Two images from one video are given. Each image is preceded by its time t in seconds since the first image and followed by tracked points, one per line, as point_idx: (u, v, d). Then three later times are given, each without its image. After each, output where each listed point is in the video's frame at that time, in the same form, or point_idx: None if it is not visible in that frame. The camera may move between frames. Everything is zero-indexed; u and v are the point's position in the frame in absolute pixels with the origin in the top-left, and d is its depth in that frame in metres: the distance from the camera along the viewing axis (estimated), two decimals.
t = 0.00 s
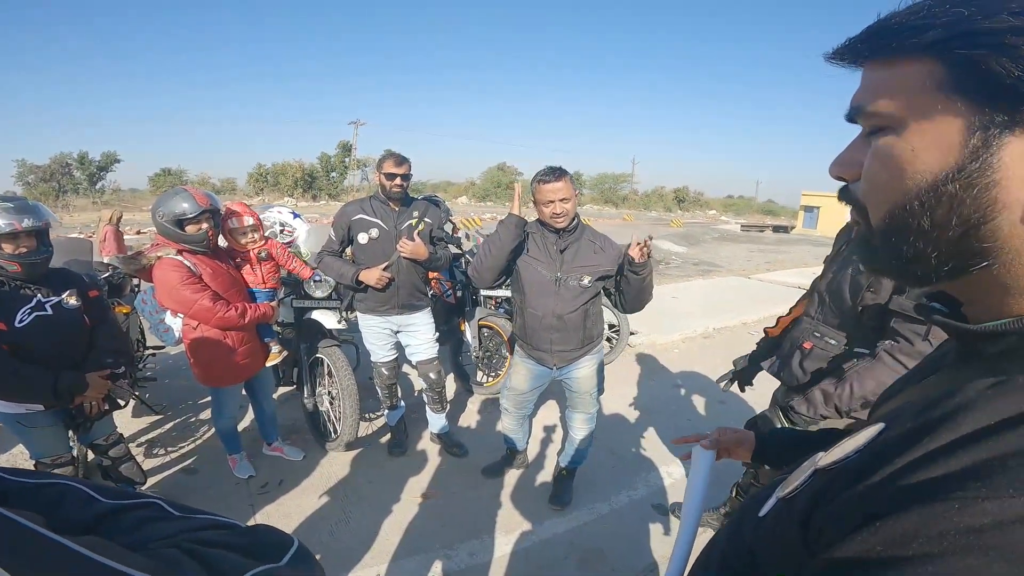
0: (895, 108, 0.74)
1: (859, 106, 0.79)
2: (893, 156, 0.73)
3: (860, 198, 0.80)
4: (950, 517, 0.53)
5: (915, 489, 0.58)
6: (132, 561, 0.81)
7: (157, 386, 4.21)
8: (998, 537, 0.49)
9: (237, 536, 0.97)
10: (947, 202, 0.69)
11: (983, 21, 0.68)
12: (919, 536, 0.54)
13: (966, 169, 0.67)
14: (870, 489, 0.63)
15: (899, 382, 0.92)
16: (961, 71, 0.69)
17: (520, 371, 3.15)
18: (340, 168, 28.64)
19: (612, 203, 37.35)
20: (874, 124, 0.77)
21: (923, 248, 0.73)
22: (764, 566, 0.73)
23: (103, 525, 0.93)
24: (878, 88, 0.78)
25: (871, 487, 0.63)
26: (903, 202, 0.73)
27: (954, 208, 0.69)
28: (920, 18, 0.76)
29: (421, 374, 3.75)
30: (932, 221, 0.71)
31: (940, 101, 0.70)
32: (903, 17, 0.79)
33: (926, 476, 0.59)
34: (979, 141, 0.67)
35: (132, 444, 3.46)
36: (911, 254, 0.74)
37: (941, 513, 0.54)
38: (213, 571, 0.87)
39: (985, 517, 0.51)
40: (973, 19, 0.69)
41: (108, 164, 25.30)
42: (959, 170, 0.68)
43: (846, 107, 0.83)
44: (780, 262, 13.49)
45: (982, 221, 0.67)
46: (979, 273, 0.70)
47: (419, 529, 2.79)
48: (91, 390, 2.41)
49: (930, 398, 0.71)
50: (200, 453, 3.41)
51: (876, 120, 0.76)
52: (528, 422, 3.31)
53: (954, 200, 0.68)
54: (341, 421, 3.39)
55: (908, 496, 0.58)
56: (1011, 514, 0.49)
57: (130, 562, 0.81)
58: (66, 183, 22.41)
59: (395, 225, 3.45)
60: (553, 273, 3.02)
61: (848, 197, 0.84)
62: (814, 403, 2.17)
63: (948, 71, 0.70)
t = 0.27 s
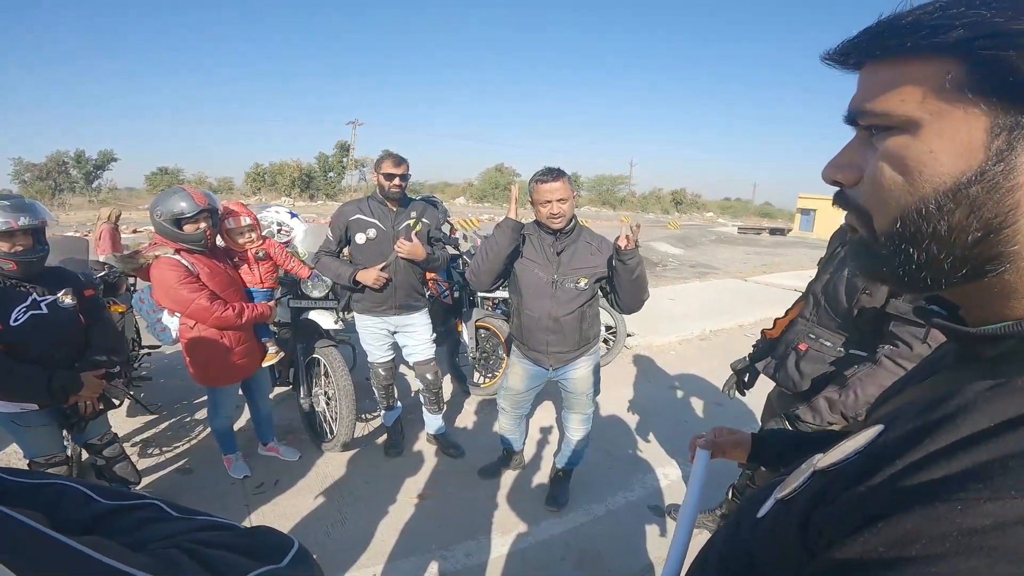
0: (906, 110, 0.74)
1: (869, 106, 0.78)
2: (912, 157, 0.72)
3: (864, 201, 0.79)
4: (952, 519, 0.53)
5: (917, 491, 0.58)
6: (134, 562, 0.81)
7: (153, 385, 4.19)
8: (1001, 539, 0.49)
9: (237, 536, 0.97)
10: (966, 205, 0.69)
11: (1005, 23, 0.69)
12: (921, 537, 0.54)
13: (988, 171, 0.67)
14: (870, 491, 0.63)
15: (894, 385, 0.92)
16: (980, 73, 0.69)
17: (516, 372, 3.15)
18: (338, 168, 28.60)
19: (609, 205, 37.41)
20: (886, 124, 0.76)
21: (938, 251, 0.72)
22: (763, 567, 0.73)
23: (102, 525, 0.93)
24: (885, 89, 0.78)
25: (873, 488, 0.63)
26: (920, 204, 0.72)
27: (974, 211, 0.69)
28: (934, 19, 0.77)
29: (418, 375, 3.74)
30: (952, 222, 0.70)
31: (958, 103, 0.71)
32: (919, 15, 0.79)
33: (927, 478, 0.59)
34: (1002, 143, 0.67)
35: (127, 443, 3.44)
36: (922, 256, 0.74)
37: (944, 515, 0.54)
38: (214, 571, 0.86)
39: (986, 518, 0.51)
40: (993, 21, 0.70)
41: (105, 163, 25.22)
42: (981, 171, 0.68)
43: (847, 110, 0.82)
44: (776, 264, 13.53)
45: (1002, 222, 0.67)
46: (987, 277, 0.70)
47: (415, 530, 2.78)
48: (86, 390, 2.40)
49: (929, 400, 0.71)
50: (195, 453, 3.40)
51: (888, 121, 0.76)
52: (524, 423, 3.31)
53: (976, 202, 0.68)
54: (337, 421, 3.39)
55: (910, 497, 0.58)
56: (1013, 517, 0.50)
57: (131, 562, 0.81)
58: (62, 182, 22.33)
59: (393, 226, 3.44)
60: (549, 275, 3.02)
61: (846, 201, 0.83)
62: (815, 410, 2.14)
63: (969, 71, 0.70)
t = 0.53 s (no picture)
0: (896, 113, 0.75)
1: (858, 110, 0.79)
2: (900, 161, 0.73)
3: (858, 204, 0.79)
4: (952, 520, 0.53)
5: (916, 492, 0.58)
6: (138, 557, 0.81)
7: (150, 386, 4.18)
8: (1000, 540, 0.50)
9: (240, 532, 0.97)
10: (957, 207, 0.69)
11: (992, 25, 0.69)
12: (921, 539, 0.55)
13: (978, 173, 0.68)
14: (870, 490, 0.63)
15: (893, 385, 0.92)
16: (969, 75, 0.69)
17: (514, 371, 3.15)
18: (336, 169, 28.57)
19: (608, 205, 37.44)
20: (876, 128, 0.77)
21: (930, 253, 0.73)
22: (762, 568, 0.73)
23: (105, 520, 0.93)
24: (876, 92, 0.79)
25: (872, 488, 0.63)
26: (911, 207, 0.73)
27: (964, 213, 0.69)
28: (924, 21, 0.77)
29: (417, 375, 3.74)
30: (942, 225, 0.71)
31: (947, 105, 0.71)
32: (911, 16, 0.79)
33: (926, 479, 0.59)
34: (991, 144, 0.67)
35: (125, 444, 3.44)
36: (915, 259, 0.74)
37: (944, 516, 0.54)
38: (216, 566, 0.86)
39: (987, 519, 0.51)
40: (981, 23, 0.70)
41: (102, 164, 25.16)
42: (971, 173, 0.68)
43: (840, 114, 0.83)
44: (774, 265, 13.56)
45: (993, 223, 0.67)
46: (978, 279, 0.70)
47: (414, 530, 2.78)
48: (84, 390, 2.40)
49: (927, 400, 0.71)
50: (193, 453, 3.39)
51: (878, 124, 0.77)
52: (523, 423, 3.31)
53: (966, 203, 0.69)
54: (336, 422, 3.38)
55: (910, 498, 0.58)
56: (1013, 519, 0.50)
57: (135, 558, 0.81)
58: (60, 182, 22.28)
59: (392, 226, 3.44)
60: (547, 273, 3.02)
61: (842, 204, 0.84)
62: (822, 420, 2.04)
63: (955, 74, 0.70)
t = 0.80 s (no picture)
0: (896, 111, 0.75)
1: (858, 110, 0.79)
2: (899, 161, 0.73)
3: (860, 204, 0.80)
4: (959, 521, 0.53)
5: (921, 490, 0.58)
6: (140, 553, 0.81)
7: (151, 384, 4.19)
8: (1007, 541, 0.49)
9: (240, 528, 0.97)
10: (957, 206, 0.69)
11: (988, 23, 0.69)
12: (927, 539, 0.55)
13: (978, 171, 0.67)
14: (874, 489, 0.63)
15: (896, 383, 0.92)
16: (966, 74, 0.69)
17: (513, 369, 3.16)
18: (337, 167, 28.52)
19: (608, 204, 37.41)
20: (876, 128, 0.77)
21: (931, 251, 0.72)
22: (764, 566, 0.73)
23: (105, 516, 0.93)
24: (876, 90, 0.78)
25: (876, 487, 0.63)
26: (913, 206, 0.73)
27: (964, 212, 0.69)
28: (921, 20, 0.77)
29: (417, 374, 3.74)
30: (943, 224, 0.70)
31: (946, 104, 0.71)
32: (906, 17, 0.79)
33: (930, 477, 0.59)
34: (990, 143, 0.67)
35: (126, 442, 3.44)
36: (916, 258, 0.74)
37: (950, 516, 0.54)
38: (218, 561, 0.87)
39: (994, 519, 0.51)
40: (977, 22, 0.69)
41: (103, 162, 25.16)
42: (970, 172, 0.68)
43: (841, 113, 0.83)
44: (776, 264, 13.54)
45: (994, 221, 0.67)
46: (980, 276, 0.70)
47: (415, 529, 2.78)
48: (84, 389, 2.40)
49: (931, 398, 0.71)
50: (193, 452, 3.39)
51: (878, 124, 0.76)
52: (523, 421, 3.31)
53: (965, 202, 0.68)
54: (336, 420, 3.39)
55: (915, 497, 0.58)
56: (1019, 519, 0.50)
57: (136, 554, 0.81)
58: (60, 180, 22.29)
59: (392, 224, 3.44)
60: (544, 270, 3.02)
61: (846, 203, 0.83)
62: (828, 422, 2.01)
63: (953, 74, 0.70)
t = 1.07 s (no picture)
0: (889, 109, 0.75)
1: (852, 109, 0.79)
2: (893, 159, 0.73)
3: (857, 202, 0.79)
4: (960, 520, 0.53)
5: (923, 489, 0.58)
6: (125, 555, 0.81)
7: (153, 384, 4.19)
8: (1009, 540, 0.49)
9: (231, 529, 0.96)
10: (951, 203, 0.68)
11: (975, 21, 0.69)
12: (929, 538, 0.55)
13: (972, 168, 0.67)
14: (875, 487, 0.63)
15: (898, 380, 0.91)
16: (956, 71, 0.69)
17: (511, 367, 3.16)
18: (337, 166, 28.50)
19: (609, 202, 37.38)
20: (870, 126, 0.77)
21: (928, 248, 0.72)
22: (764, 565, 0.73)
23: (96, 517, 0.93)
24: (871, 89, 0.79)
25: (877, 485, 0.63)
26: (908, 204, 0.72)
27: (959, 209, 0.68)
28: (907, 20, 0.78)
29: (418, 373, 3.75)
30: (939, 221, 0.70)
31: (937, 101, 0.70)
32: (892, 17, 0.80)
33: (931, 476, 0.59)
34: (983, 139, 0.66)
35: (128, 442, 3.45)
36: (914, 255, 0.74)
37: (951, 515, 0.54)
38: (204, 563, 0.86)
39: (995, 518, 0.51)
40: (965, 20, 0.70)
41: (104, 162, 25.17)
42: (964, 168, 0.67)
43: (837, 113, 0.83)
44: (777, 262, 13.52)
45: (989, 218, 0.66)
46: (978, 272, 0.70)
47: (415, 528, 2.78)
48: (86, 389, 2.41)
49: (932, 395, 0.71)
50: (195, 451, 3.39)
51: (872, 122, 0.76)
52: (523, 419, 3.31)
53: (959, 199, 0.68)
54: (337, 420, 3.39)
55: (917, 496, 0.58)
56: (1019, 517, 0.50)
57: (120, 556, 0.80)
58: (62, 180, 22.31)
59: (392, 223, 3.44)
60: (542, 267, 3.02)
61: (844, 202, 0.83)
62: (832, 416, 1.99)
63: (943, 71, 0.70)
